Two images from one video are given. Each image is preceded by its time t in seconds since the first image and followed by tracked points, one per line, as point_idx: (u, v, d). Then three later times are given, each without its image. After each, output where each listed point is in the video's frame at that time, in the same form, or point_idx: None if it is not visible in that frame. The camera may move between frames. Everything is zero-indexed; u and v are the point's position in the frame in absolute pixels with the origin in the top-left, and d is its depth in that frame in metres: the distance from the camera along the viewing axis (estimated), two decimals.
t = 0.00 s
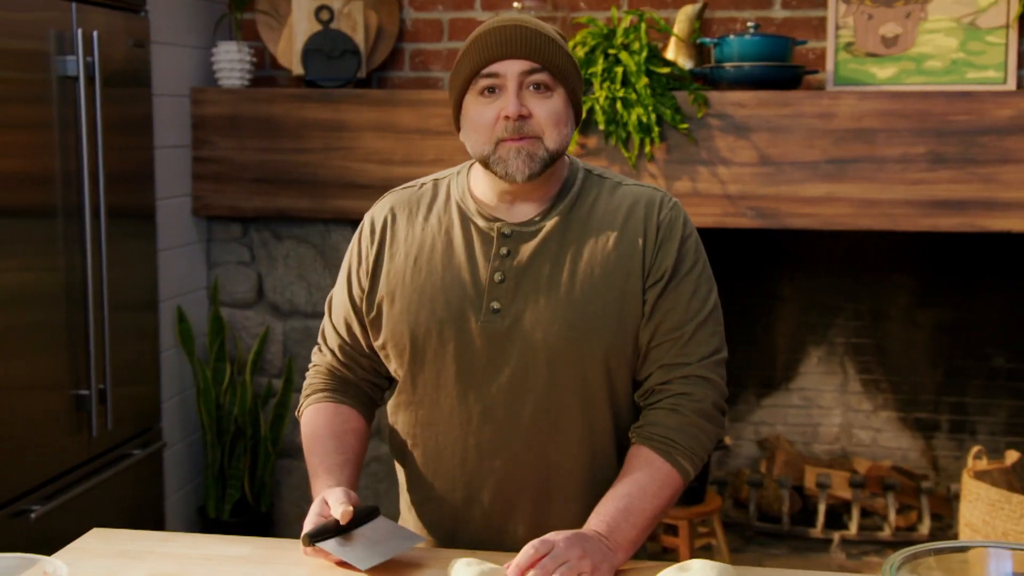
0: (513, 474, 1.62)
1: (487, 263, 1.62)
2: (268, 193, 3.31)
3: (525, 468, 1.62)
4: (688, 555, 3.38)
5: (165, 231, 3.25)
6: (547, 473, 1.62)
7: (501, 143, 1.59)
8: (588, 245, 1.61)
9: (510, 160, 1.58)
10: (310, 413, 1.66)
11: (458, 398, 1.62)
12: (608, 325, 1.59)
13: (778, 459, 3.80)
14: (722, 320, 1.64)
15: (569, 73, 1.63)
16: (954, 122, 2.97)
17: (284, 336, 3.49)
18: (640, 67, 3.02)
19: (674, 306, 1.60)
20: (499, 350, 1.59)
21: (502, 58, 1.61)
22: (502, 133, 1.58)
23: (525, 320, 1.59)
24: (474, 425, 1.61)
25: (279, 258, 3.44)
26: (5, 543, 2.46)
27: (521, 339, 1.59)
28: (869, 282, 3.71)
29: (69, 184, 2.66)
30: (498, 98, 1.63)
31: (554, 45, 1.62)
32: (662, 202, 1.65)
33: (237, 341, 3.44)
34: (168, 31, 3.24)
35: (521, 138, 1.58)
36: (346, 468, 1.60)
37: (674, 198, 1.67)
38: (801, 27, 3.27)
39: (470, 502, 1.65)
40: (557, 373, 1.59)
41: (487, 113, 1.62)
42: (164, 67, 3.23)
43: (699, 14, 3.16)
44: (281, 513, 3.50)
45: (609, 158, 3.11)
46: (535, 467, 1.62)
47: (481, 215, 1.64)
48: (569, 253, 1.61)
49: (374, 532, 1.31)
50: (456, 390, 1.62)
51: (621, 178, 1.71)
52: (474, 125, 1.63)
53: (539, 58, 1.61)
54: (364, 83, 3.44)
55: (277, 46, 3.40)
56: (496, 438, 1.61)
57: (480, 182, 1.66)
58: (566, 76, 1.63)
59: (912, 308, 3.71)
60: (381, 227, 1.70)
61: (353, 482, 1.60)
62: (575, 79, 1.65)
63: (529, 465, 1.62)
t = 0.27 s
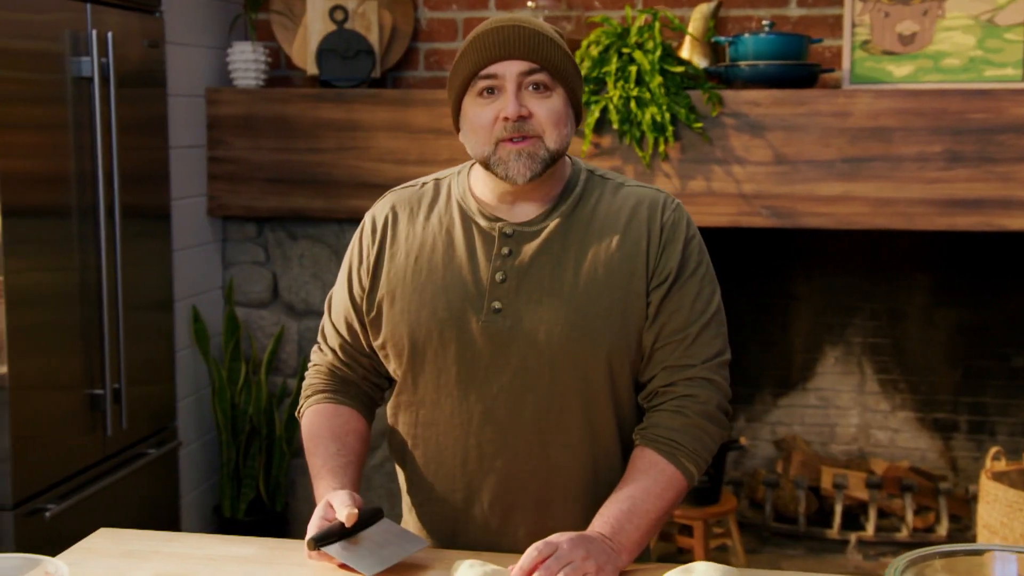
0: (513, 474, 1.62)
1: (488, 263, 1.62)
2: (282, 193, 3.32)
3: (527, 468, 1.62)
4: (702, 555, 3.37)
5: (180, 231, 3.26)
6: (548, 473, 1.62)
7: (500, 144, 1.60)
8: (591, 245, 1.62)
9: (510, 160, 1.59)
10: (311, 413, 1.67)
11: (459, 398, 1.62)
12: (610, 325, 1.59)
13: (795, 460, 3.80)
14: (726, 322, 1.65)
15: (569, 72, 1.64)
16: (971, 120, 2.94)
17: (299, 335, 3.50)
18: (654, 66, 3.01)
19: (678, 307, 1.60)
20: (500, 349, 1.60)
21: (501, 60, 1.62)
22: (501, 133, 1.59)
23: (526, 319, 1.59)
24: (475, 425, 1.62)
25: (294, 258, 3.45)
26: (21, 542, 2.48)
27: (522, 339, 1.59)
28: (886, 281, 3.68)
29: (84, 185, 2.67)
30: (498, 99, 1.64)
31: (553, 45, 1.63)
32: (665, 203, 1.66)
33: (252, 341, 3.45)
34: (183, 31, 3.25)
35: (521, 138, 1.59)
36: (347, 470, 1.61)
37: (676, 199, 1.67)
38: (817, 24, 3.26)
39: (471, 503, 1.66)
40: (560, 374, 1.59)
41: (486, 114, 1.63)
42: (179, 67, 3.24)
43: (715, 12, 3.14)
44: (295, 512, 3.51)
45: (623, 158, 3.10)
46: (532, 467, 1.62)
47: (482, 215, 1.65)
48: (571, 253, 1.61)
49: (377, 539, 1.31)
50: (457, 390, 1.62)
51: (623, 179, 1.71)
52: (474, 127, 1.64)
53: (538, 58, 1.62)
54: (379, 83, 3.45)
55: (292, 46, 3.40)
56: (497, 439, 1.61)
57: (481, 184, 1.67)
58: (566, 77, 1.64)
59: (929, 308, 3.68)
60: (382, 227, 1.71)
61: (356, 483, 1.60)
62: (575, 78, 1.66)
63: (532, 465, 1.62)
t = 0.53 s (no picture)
0: (512, 474, 1.63)
1: (487, 263, 1.63)
2: (297, 193, 3.33)
3: (525, 469, 1.63)
4: (718, 556, 3.35)
5: (195, 231, 3.27)
6: (545, 473, 1.63)
7: (496, 164, 1.57)
8: (590, 246, 1.62)
9: (506, 182, 1.57)
10: (308, 413, 1.69)
11: (458, 398, 1.63)
12: (608, 326, 1.59)
13: (812, 460, 3.77)
14: (729, 323, 1.64)
15: (564, 87, 1.59)
16: (988, 118, 2.91)
17: (314, 335, 3.50)
18: (668, 65, 2.99)
19: (679, 309, 1.59)
20: (498, 349, 1.61)
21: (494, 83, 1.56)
22: (497, 155, 1.56)
23: (524, 320, 1.60)
24: (473, 424, 1.63)
25: (308, 258, 3.45)
26: (35, 541, 2.49)
27: (520, 339, 1.60)
28: (904, 281, 3.66)
29: (98, 185, 2.68)
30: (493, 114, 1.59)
31: (548, 63, 1.57)
32: (666, 204, 1.65)
33: (267, 340, 3.46)
34: (198, 32, 3.26)
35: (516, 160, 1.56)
36: (343, 469, 1.63)
37: (678, 200, 1.67)
38: (833, 22, 3.24)
39: (471, 502, 1.67)
40: (558, 375, 1.59)
41: (481, 131, 1.58)
42: (194, 68, 3.25)
43: (730, 10, 3.12)
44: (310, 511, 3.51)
45: (637, 157, 3.09)
46: (530, 467, 1.63)
47: (482, 215, 1.65)
48: (570, 253, 1.62)
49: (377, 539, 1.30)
50: (456, 389, 1.63)
51: (625, 179, 1.71)
52: (467, 144, 1.60)
53: (532, 81, 1.56)
54: (393, 83, 3.45)
55: (306, 46, 3.41)
56: (496, 438, 1.62)
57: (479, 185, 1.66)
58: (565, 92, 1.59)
59: (948, 308, 3.65)
60: (383, 228, 1.72)
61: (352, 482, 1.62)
62: (571, 91, 1.60)
63: (530, 465, 1.63)
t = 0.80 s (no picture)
0: (513, 473, 1.64)
1: (489, 263, 1.64)
2: (307, 193, 3.33)
3: (526, 467, 1.63)
4: (729, 556, 3.34)
5: (205, 231, 3.28)
6: (545, 471, 1.63)
7: (499, 193, 1.58)
8: (592, 245, 1.62)
9: (508, 211, 1.59)
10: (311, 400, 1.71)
11: (459, 397, 1.64)
12: (608, 325, 1.59)
13: (823, 460, 3.75)
14: (730, 321, 1.63)
15: (570, 124, 1.58)
16: (1000, 116, 2.90)
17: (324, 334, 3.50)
18: (678, 63, 2.98)
19: (680, 307, 1.59)
20: (499, 348, 1.61)
21: (499, 123, 1.56)
22: (500, 186, 1.57)
23: (526, 319, 1.60)
24: (475, 423, 1.63)
25: (318, 257, 3.47)
26: (45, 539, 2.50)
27: (521, 338, 1.60)
28: (916, 280, 3.64)
29: (108, 185, 2.69)
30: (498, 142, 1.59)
31: (554, 104, 1.56)
32: (668, 202, 1.65)
33: (277, 339, 3.47)
34: (208, 32, 3.27)
35: (519, 192, 1.57)
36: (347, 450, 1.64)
37: (681, 198, 1.66)
38: (843, 20, 3.23)
39: (472, 500, 1.67)
40: (559, 374, 1.60)
41: (486, 159, 1.58)
42: (204, 68, 3.26)
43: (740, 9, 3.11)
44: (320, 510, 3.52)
45: (647, 156, 3.08)
46: (530, 465, 1.63)
47: (484, 216, 1.65)
48: (572, 253, 1.62)
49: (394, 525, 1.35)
50: (456, 388, 1.64)
51: (629, 177, 1.70)
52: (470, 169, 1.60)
53: (539, 123, 1.55)
54: (403, 82, 3.45)
55: (316, 45, 3.41)
56: (497, 436, 1.63)
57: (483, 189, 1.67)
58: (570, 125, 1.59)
59: (960, 307, 3.63)
60: (386, 228, 1.72)
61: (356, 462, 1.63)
62: (577, 125, 1.59)
63: (531, 463, 1.63)
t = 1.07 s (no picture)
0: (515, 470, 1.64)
1: (495, 260, 1.64)
2: (315, 191, 3.34)
3: (528, 464, 1.63)
4: (738, 556, 3.33)
5: (214, 229, 3.29)
6: (546, 468, 1.63)
7: (506, 198, 1.57)
8: (596, 243, 1.62)
9: (514, 215, 1.59)
10: (325, 383, 1.68)
11: (463, 393, 1.64)
12: (611, 323, 1.59)
13: (833, 460, 3.73)
14: (734, 321, 1.62)
15: (581, 130, 1.57)
16: (1010, 114, 2.88)
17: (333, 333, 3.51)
18: (685, 61, 2.95)
19: (684, 305, 1.58)
20: (503, 345, 1.61)
21: (510, 128, 1.54)
22: (508, 193, 1.56)
23: (530, 317, 1.61)
24: (477, 420, 1.63)
25: (327, 256, 3.47)
26: (53, 537, 2.51)
27: (525, 335, 1.61)
28: (928, 278, 3.62)
29: (116, 184, 2.70)
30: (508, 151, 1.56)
31: (567, 111, 1.54)
32: (674, 201, 1.65)
33: (286, 337, 3.48)
34: (217, 31, 3.28)
35: (527, 199, 1.57)
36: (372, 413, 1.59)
37: (686, 198, 1.66)
38: (853, 18, 3.21)
39: (473, 498, 1.67)
40: (562, 372, 1.60)
41: (494, 166, 1.57)
42: (213, 67, 3.27)
43: (748, 6, 3.10)
44: (329, 508, 3.53)
45: (655, 154, 3.08)
46: (532, 462, 1.63)
47: (492, 213, 1.64)
48: (576, 251, 1.61)
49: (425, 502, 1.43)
50: (461, 385, 1.64)
51: (635, 176, 1.70)
52: (478, 168, 1.59)
53: (550, 129, 1.53)
54: (412, 81, 3.45)
55: (325, 44, 3.42)
56: (500, 434, 1.63)
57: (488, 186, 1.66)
58: (581, 134, 1.57)
59: (972, 306, 3.61)
60: (394, 222, 1.72)
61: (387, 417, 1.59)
62: (588, 130, 1.58)
63: (533, 461, 1.63)
